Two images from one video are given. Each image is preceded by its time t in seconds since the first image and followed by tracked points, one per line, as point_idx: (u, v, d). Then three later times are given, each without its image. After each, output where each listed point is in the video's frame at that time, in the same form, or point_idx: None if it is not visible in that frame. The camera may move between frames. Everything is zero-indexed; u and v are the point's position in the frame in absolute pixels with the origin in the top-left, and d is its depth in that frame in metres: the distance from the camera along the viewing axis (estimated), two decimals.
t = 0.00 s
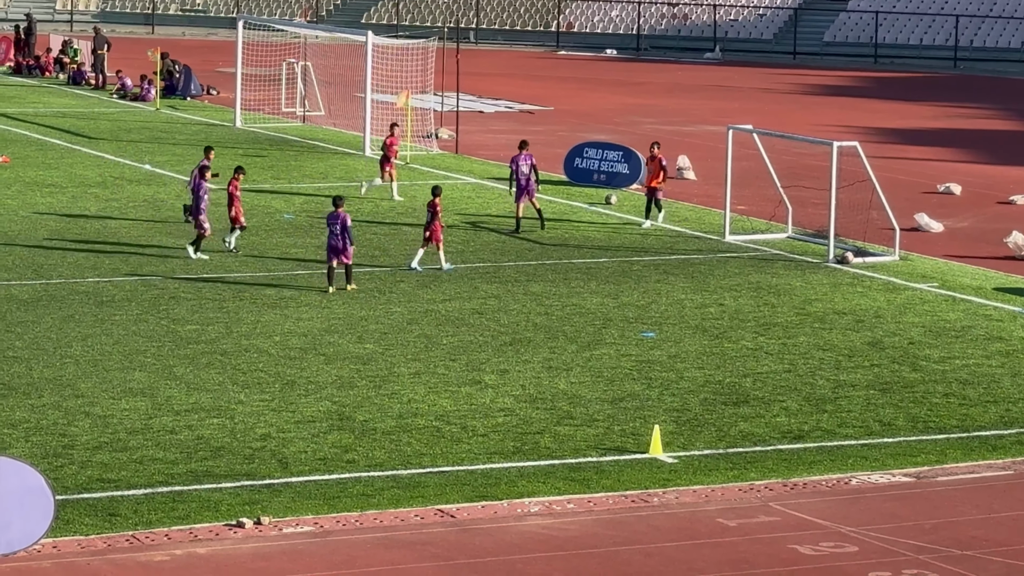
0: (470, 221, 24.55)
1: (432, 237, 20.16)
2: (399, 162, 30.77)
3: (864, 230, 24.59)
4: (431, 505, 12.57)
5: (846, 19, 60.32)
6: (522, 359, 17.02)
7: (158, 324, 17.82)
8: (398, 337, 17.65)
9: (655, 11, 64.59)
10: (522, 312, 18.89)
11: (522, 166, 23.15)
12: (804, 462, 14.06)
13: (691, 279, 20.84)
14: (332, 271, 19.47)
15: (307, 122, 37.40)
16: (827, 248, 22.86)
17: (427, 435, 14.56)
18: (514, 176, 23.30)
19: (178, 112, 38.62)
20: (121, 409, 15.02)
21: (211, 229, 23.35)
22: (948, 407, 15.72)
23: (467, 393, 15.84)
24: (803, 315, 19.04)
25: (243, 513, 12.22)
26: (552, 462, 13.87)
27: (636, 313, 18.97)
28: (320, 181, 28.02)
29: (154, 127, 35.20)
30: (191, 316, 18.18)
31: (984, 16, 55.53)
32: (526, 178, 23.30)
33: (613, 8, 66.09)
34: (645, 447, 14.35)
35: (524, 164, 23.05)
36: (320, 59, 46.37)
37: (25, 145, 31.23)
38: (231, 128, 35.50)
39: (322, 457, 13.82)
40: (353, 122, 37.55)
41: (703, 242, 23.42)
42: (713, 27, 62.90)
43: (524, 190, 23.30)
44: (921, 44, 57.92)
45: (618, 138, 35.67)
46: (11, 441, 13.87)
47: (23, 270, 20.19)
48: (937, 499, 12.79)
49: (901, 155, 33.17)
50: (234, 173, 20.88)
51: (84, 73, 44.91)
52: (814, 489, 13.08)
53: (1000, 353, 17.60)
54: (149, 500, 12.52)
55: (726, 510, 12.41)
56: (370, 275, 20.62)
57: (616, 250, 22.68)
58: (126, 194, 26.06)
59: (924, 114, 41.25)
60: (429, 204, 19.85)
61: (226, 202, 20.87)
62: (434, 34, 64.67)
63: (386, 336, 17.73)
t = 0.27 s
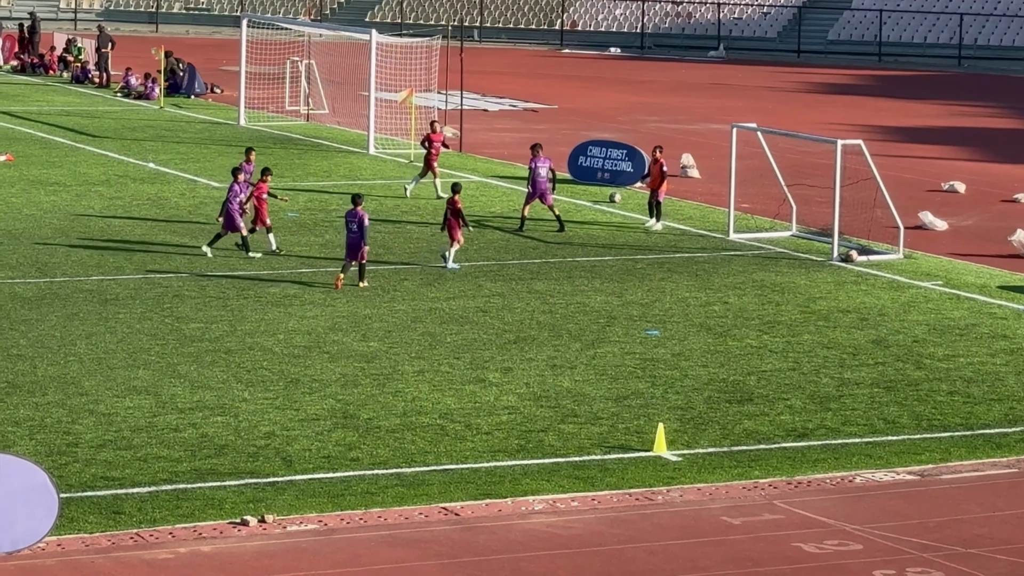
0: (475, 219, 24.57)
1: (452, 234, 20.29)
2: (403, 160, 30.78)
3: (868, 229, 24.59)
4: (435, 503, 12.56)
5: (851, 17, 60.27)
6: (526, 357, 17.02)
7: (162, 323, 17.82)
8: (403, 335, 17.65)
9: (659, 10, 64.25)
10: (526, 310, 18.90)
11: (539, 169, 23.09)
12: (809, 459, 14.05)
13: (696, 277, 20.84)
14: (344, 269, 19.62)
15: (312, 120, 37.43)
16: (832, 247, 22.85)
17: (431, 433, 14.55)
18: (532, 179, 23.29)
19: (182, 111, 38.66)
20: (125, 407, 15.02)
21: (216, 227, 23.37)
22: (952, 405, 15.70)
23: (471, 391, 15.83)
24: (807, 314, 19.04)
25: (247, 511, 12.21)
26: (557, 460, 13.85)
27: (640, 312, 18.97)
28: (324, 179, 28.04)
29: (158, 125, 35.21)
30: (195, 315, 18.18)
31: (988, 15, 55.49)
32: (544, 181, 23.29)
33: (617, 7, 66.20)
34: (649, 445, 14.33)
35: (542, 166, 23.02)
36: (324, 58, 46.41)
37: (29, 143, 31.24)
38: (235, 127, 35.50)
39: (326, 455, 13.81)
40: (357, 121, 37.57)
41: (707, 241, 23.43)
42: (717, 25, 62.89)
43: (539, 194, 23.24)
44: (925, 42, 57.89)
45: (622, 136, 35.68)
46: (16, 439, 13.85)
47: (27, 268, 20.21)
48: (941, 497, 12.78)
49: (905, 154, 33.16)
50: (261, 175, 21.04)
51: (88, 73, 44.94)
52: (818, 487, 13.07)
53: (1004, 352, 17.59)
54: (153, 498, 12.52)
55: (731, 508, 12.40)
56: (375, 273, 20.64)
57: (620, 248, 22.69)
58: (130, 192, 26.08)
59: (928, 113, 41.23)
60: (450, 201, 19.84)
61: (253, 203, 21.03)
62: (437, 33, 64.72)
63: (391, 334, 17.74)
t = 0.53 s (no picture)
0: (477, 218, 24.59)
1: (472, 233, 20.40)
2: (406, 159, 30.79)
3: (870, 228, 24.61)
4: (438, 502, 12.57)
5: (853, 16, 60.45)
6: (529, 356, 17.03)
7: (166, 321, 17.84)
8: (406, 334, 17.67)
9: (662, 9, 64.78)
10: (529, 309, 18.92)
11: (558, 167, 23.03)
12: (811, 458, 14.06)
13: (698, 277, 20.86)
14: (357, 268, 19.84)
15: (314, 119, 37.43)
16: (835, 245, 22.87)
17: (434, 432, 14.55)
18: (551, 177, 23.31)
19: (185, 109, 38.68)
20: (128, 406, 15.02)
21: (219, 226, 23.39)
22: (955, 404, 15.71)
23: (474, 390, 15.84)
24: (810, 312, 19.05)
25: (250, 511, 12.22)
26: (559, 460, 13.86)
27: (643, 311, 18.99)
28: (327, 178, 28.06)
29: (162, 124, 35.23)
30: (199, 314, 18.20)
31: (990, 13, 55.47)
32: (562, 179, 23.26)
33: (620, 6, 66.44)
34: (652, 444, 14.34)
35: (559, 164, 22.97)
36: (327, 57, 46.43)
37: (33, 142, 31.26)
38: (239, 125, 35.52)
39: (329, 454, 13.81)
40: (360, 119, 37.58)
41: (710, 240, 23.44)
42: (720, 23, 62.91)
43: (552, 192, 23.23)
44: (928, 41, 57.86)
45: (624, 135, 35.71)
46: (19, 438, 13.86)
47: (31, 267, 20.23)
48: (944, 496, 12.79)
49: (908, 152, 33.16)
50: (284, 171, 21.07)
51: (91, 71, 44.96)
52: (821, 486, 13.08)
53: (1006, 351, 17.60)
54: (156, 497, 12.52)
55: (733, 508, 12.41)
56: (378, 272, 20.65)
57: (623, 247, 22.71)
58: (134, 191, 26.10)
59: (930, 111, 41.23)
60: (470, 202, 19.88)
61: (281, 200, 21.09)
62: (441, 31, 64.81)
63: (393, 333, 17.76)
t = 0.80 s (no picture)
0: (479, 217, 24.59)
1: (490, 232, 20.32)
2: (408, 158, 30.78)
3: (871, 227, 24.62)
4: (440, 501, 12.57)
5: (855, 16, 60.49)
6: (531, 355, 17.03)
7: (168, 320, 17.85)
8: (407, 333, 17.67)
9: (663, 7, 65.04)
10: (531, 307, 18.92)
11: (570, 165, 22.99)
12: (814, 457, 14.05)
13: (700, 275, 20.86)
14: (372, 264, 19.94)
15: (316, 118, 37.43)
16: (837, 244, 22.88)
17: (436, 431, 14.55)
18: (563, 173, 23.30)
19: (187, 108, 38.68)
20: (129, 405, 15.02)
21: (221, 225, 23.40)
22: (957, 403, 15.70)
23: (476, 389, 15.83)
24: (812, 311, 19.04)
25: (252, 510, 12.22)
26: (561, 458, 13.86)
27: (645, 309, 18.99)
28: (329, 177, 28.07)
29: (164, 123, 35.23)
30: (201, 312, 18.21)
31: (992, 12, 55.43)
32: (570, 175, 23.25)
33: (622, 5, 66.51)
34: (653, 443, 14.33)
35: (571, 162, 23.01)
36: (328, 56, 46.44)
37: (34, 141, 31.27)
38: (241, 124, 35.53)
39: (331, 453, 13.81)
40: (362, 118, 37.59)
41: (711, 238, 23.44)
42: (722, 22, 62.92)
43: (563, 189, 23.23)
44: (930, 39, 57.81)
45: (626, 134, 35.73)
46: (21, 437, 13.86)
47: (33, 266, 20.23)
48: (946, 495, 12.78)
49: (910, 151, 33.14)
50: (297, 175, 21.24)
51: (93, 70, 44.97)
52: (823, 485, 13.07)
53: (1008, 349, 17.59)
54: (158, 496, 12.51)
55: (736, 507, 12.40)
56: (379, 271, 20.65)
57: (625, 246, 22.71)
58: (136, 190, 26.11)
59: (932, 110, 41.21)
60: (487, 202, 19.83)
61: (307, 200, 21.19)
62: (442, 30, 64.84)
63: (395, 332, 17.76)
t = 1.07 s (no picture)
0: (480, 216, 24.59)
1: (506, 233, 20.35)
2: (409, 157, 30.77)
3: (872, 226, 24.62)
4: (441, 500, 12.57)
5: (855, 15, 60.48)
6: (531, 354, 17.03)
7: (169, 319, 17.85)
8: (408, 332, 17.68)
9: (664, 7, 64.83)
10: (532, 307, 18.91)
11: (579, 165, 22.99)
12: (815, 456, 14.04)
13: (701, 274, 20.86)
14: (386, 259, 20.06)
15: (317, 117, 37.42)
16: (837, 243, 22.87)
17: (437, 430, 14.54)
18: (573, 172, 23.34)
19: (188, 107, 38.68)
20: (130, 404, 15.02)
21: (222, 224, 23.40)
22: (958, 402, 15.69)
23: (477, 388, 15.83)
24: (813, 311, 19.04)
25: (253, 509, 12.22)
26: (562, 457, 13.86)
27: (646, 308, 18.99)
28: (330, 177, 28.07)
29: (165, 122, 35.22)
30: (202, 312, 18.21)
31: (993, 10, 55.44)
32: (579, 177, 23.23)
33: (622, 4, 66.42)
34: (655, 442, 14.32)
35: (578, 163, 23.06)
36: (329, 55, 46.44)
37: (35, 140, 31.25)
38: (241, 123, 35.51)
39: (332, 452, 13.80)
40: (362, 117, 37.58)
41: (712, 238, 23.44)
42: (723, 21, 62.93)
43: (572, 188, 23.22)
44: (931, 39, 57.78)
45: (627, 133, 35.71)
46: (22, 436, 13.85)
47: (34, 265, 20.23)
48: (947, 494, 12.79)
49: (910, 150, 33.14)
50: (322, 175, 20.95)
51: (94, 69, 44.98)
52: (824, 484, 13.07)
53: (1009, 348, 17.59)
54: (159, 495, 12.51)
55: (737, 506, 12.40)
56: (380, 270, 20.64)
57: (626, 245, 22.70)
58: (137, 189, 26.11)
59: (933, 109, 41.20)
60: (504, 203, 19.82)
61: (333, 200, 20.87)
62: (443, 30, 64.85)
63: (396, 331, 17.76)
